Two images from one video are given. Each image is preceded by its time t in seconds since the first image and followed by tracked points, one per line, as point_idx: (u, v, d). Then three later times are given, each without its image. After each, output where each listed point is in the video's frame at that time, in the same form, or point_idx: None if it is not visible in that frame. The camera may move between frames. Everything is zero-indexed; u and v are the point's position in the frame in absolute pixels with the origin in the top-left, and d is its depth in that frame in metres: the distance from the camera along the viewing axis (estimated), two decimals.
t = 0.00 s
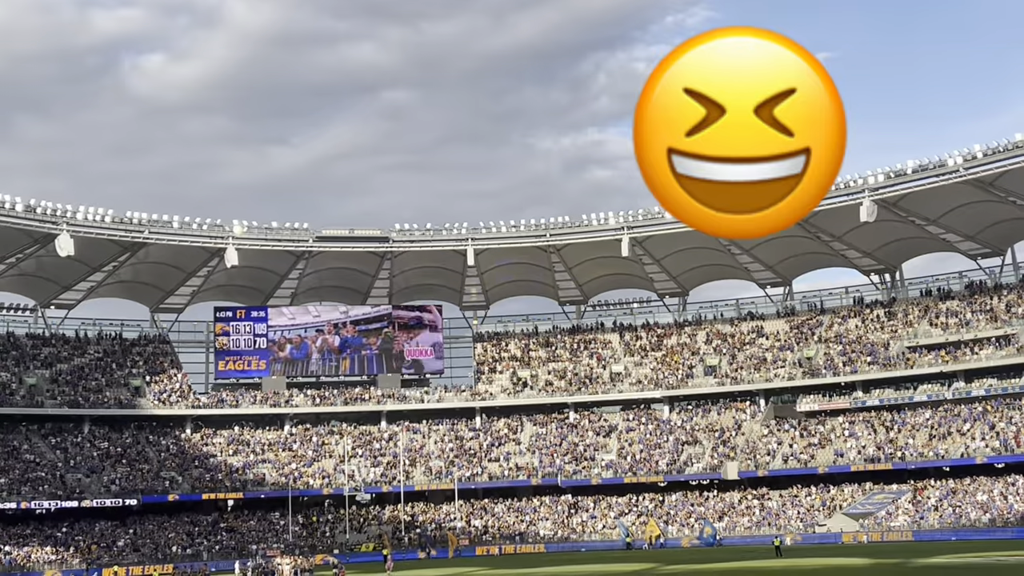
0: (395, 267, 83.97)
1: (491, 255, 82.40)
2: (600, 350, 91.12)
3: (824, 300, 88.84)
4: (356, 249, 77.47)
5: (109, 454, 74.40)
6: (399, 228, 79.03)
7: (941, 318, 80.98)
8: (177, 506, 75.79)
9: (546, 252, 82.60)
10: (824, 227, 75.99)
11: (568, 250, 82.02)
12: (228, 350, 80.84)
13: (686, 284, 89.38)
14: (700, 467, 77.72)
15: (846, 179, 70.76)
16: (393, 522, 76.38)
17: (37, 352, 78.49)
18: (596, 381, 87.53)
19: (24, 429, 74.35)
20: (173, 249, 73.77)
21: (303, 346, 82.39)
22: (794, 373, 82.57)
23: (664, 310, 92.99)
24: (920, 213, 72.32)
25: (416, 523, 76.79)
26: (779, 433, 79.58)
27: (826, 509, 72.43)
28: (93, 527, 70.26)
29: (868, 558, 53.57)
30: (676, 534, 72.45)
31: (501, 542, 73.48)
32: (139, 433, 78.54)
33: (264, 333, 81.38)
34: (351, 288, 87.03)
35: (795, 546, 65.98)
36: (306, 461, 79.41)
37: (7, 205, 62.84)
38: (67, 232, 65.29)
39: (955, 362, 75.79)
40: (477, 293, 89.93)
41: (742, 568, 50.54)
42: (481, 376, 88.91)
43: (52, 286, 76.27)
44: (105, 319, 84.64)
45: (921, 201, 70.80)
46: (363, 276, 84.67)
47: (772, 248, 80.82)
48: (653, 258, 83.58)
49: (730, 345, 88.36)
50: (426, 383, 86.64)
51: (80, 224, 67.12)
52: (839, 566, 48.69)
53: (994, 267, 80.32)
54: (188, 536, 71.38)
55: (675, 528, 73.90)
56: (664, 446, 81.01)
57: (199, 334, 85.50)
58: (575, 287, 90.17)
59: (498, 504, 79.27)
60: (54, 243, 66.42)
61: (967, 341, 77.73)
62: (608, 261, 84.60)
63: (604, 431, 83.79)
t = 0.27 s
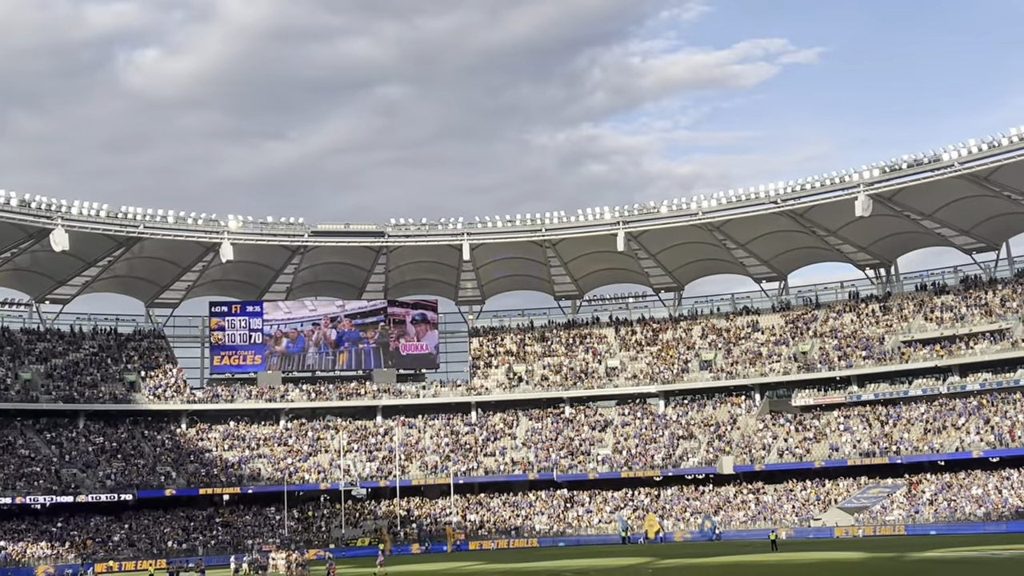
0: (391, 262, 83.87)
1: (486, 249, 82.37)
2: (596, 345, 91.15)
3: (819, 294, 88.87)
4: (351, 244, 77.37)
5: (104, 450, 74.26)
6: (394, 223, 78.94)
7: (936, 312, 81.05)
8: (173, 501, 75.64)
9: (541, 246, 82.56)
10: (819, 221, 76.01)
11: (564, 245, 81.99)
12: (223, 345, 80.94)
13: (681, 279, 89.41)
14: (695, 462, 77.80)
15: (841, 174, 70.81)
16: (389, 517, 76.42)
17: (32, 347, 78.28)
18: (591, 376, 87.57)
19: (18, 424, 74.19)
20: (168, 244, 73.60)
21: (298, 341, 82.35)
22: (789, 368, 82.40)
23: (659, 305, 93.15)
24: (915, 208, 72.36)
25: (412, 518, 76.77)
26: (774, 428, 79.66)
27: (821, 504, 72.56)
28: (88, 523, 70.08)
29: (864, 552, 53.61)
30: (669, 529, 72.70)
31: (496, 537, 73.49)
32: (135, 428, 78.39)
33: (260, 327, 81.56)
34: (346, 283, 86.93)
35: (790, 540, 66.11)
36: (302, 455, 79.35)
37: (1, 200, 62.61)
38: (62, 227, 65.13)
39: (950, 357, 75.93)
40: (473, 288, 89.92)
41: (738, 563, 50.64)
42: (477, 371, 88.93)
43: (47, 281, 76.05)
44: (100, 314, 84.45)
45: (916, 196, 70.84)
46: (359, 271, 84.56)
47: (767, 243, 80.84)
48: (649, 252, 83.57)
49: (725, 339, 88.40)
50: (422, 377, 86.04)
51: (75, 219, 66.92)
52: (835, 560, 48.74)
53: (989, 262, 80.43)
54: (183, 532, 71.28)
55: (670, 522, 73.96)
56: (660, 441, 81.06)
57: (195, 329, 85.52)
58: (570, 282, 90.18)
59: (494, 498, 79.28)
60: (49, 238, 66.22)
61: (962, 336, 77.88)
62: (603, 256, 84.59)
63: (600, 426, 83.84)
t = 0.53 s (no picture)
0: (389, 256, 83.79)
1: (484, 244, 82.38)
2: (594, 339, 91.19)
3: (817, 288, 88.93)
4: (349, 238, 77.31)
5: (102, 444, 74.26)
6: (392, 217, 78.88)
7: (934, 306, 81.10)
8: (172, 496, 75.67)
9: (539, 241, 82.51)
10: (817, 215, 76.01)
11: (562, 239, 81.97)
12: (221, 339, 81.20)
13: (679, 273, 89.42)
14: (693, 455, 77.88)
15: (839, 167, 70.82)
16: (387, 512, 76.47)
17: (30, 342, 78.24)
18: (589, 370, 87.60)
19: (17, 419, 74.18)
20: (166, 238, 73.53)
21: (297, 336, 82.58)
22: (787, 362, 82.63)
23: (657, 299, 93.23)
24: (913, 201, 72.37)
25: (410, 512, 76.89)
26: (772, 421, 79.78)
27: (819, 497, 72.65)
28: (86, 517, 70.11)
29: (862, 546, 53.72)
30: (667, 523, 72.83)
31: (495, 531, 73.61)
32: (133, 423, 78.38)
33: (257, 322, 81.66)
34: (344, 277, 86.91)
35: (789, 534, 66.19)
36: (301, 450, 79.43)
37: None
38: (59, 222, 65.03)
39: (948, 350, 76.00)
40: (471, 282, 89.90)
41: (736, 556, 50.63)
42: (475, 365, 89.00)
43: (44, 276, 75.98)
44: (98, 309, 84.36)
45: (914, 189, 70.85)
46: (357, 265, 84.50)
47: (765, 236, 80.88)
48: (647, 246, 83.54)
49: (723, 333, 88.46)
50: (420, 372, 85.78)
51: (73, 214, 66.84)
52: (833, 554, 48.83)
53: (987, 255, 80.45)
54: (182, 526, 71.34)
55: (669, 516, 74.11)
56: (658, 434, 81.19)
57: (193, 323, 84.88)
58: (568, 276, 90.18)
59: (492, 493, 79.39)
60: (46, 234, 66.13)
61: (959, 329, 77.98)
62: (601, 250, 84.57)
63: (598, 420, 83.93)
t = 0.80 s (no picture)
0: (388, 249, 83.70)
1: (484, 236, 82.27)
2: (594, 331, 91.16)
3: (816, 280, 88.90)
4: (348, 231, 77.22)
5: (101, 438, 74.26)
6: (392, 210, 78.79)
7: (934, 298, 81.03)
8: (172, 489, 75.67)
9: (539, 233, 82.44)
10: (817, 207, 75.92)
11: (561, 232, 81.88)
12: (220, 333, 80.71)
13: (678, 265, 89.36)
14: (693, 448, 77.94)
15: (839, 159, 70.73)
16: (387, 504, 76.55)
17: (29, 335, 78.15)
18: (589, 362, 87.59)
19: (16, 413, 74.16)
20: (165, 232, 73.43)
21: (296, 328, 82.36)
22: (787, 353, 82.23)
23: (657, 292, 93.14)
24: (913, 193, 72.29)
25: (411, 504, 76.95)
26: (772, 413, 79.79)
27: (819, 489, 72.66)
28: (86, 511, 70.10)
29: (862, 537, 53.76)
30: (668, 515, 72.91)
31: (495, 524, 73.71)
32: (132, 416, 78.37)
33: (257, 316, 81.43)
34: (344, 270, 86.85)
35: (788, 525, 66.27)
36: (301, 443, 79.45)
37: None
38: (58, 215, 64.88)
39: (947, 342, 76.03)
40: (471, 275, 89.87)
41: (736, 548, 50.70)
42: (475, 358, 88.97)
43: (44, 270, 75.87)
44: (97, 303, 84.27)
45: (914, 181, 70.79)
46: (356, 258, 84.43)
47: (764, 229, 80.81)
48: (646, 239, 83.46)
49: (723, 325, 88.45)
50: (420, 364, 85.94)
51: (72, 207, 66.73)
52: (833, 546, 48.88)
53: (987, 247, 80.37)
54: (182, 520, 71.37)
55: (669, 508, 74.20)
56: (657, 427, 81.22)
57: (192, 317, 84.94)
58: (568, 268, 90.12)
59: (492, 485, 79.43)
60: (46, 227, 66.00)
61: (959, 321, 78.00)
62: (601, 242, 84.50)
63: (598, 412, 83.96)
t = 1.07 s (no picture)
0: (389, 239, 83.62)
1: (485, 227, 82.18)
2: (595, 321, 91.16)
3: (818, 269, 88.78)
4: (349, 222, 77.15)
5: (103, 429, 74.37)
6: (392, 201, 78.69)
7: (935, 287, 80.91)
8: (174, 479, 75.80)
9: (540, 223, 82.33)
10: (818, 196, 75.75)
11: (562, 221, 81.77)
12: (222, 323, 80.41)
13: (679, 255, 89.27)
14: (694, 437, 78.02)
15: (840, 148, 70.56)
16: (389, 495, 76.69)
17: (31, 326, 78.17)
18: (590, 352, 87.62)
19: (18, 404, 74.24)
20: (166, 222, 73.35)
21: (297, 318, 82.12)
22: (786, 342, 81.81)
23: (658, 282, 92.65)
24: (914, 182, 72.14)
25: (412, 495, 77.08)
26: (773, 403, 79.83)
27: (821, 478, 72.49)
28: (88, 502, 70.23)
29: (862, 527, 53.82)
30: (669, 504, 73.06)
31: (495, 514, 73.85)
32: (134, 407, 78.48)
33: (258, 306, 81.14)
34: (345, 260, 86.79)
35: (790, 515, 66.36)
36: (302, 434, 79.54)
37: None
38: (59, 206, 64.80)
39: (948, 331, 76.00)
40: (472, 265, 89.82)
41: (737, 538, 50.82)
42: (476, 348, 88.98)
43: (45, 261, 75.83)
44: (98, 293, 84.28)
45: (916, 170, 70.61)
46: (357, 249, 84.39)
47: (765, 218, 80.69)
48: (647, 228, 83.34)
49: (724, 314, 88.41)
50: (421, 355, 86.38)
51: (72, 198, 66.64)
52: (833, 535, 48.94)
53: (988, 236, 80.21)
54: (184, 510, 71.54)
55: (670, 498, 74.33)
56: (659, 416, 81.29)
57: (194, 307, 85.19)
58: (569, 258, 90.03)
59: (493, 475, 79.54)
60: (46, 218, 65.90)
61: (960, 310, 77.93)
62: (602, 232, 84.39)
63: (599, 402, 84.03)
